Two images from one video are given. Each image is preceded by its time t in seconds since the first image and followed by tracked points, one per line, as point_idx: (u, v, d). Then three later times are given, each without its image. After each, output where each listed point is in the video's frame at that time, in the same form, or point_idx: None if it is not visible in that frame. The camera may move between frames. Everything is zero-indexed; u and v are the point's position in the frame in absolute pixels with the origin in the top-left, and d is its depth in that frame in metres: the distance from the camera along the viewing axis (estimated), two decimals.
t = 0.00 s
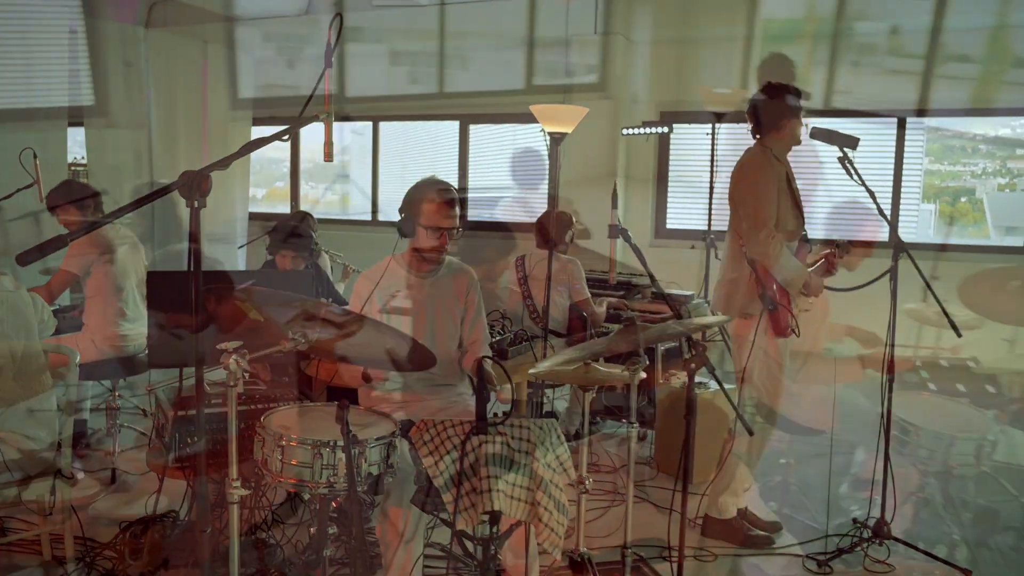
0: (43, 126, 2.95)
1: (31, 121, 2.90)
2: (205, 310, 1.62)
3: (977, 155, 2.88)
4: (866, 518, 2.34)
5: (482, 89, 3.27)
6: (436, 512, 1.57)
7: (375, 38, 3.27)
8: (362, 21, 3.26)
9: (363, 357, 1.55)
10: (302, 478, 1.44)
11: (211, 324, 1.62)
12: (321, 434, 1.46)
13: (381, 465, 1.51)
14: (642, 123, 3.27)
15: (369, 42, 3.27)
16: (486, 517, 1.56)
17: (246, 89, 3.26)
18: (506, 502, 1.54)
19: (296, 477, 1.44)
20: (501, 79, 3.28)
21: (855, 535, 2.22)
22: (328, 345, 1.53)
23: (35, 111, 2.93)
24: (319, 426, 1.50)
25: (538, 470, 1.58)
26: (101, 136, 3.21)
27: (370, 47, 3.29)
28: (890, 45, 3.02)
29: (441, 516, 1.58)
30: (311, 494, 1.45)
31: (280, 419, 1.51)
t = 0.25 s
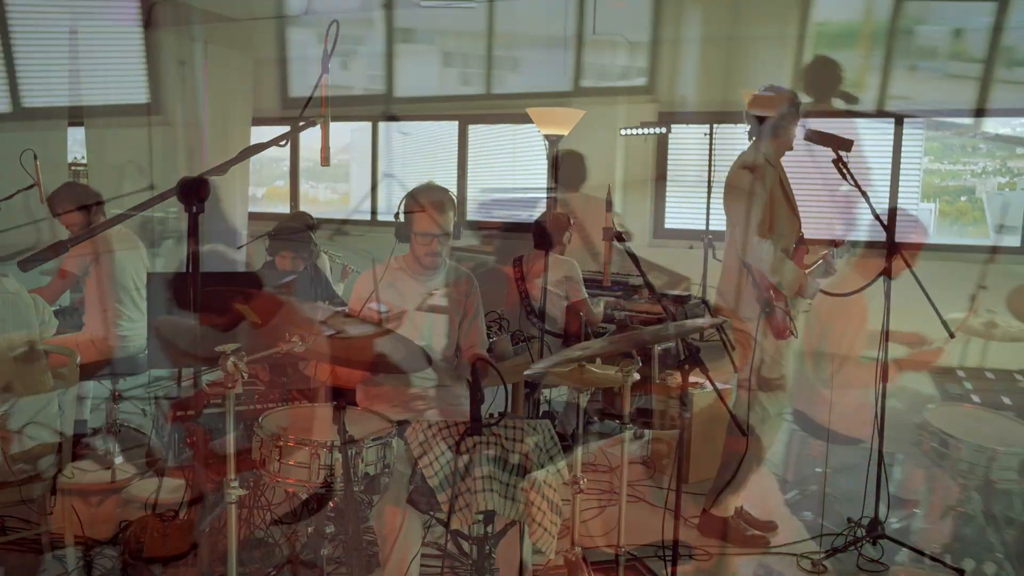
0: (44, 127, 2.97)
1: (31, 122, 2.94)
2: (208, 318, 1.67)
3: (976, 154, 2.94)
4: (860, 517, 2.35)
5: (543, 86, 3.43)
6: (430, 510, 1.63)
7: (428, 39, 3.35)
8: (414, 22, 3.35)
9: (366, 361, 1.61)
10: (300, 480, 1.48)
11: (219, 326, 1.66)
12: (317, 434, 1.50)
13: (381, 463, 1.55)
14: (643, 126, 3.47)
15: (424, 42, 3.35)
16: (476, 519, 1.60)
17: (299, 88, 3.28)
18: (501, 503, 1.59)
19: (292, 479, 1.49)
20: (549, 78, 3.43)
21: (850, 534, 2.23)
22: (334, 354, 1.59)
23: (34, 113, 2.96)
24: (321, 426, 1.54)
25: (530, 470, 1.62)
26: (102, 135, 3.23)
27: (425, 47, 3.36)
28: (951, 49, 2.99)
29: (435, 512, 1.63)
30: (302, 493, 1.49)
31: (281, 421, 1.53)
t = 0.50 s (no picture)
0: (44, 127, 2.90)
1: (29, 124, 2.85)
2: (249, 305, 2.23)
3: (975, 154, 3.15)
4: (854, 518, 2.40)
5: (589, 89, 3.48)
6: (425, 513, 1.78)
7: (480, 40, 3.33)
8: (465, 22, 3.32)
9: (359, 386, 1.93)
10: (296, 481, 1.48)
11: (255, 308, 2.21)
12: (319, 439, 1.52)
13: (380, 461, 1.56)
14: (637, 125, 3.56)
15: (474, 43, 3.34)
16: (471, 519, 1.81)
17: (348, 88, 3.31)
18: (493, 502, 1.77)
19: (292, 479, 1.48)
20: (598, 83, 3.50)
21: (843, 534, 2.29)
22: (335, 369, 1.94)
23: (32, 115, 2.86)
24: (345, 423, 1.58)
25: (524, 474, 1.80)
26: (104, 134, 3.16)
27: (475, 48, 3.36)
28: (1019, 53, 3.14)
29: (429, 516, 1.80)
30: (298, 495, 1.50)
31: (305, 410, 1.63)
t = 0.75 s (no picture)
0: (42, 127, 2.93)
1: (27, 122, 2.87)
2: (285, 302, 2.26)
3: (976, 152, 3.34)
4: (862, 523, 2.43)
5: (619, 95, 4.69)
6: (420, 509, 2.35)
7: (531, 42, 4.45)
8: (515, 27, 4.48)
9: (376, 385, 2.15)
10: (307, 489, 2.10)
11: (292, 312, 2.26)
12: (319, 441, 2.07)
13: (377, 463, 2.17)
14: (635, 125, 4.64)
15: (526, 46, 4.47)
16: (467, 513, 2.39)
17: (399, 90, 4.40)
18: (490, 500, 2.44)
19: (307, 485, 2.10)
20: (645, 86, 4.70)
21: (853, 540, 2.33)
22: (350, 364, 2.13)
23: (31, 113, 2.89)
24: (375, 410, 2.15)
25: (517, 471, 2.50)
26: (103, 134, 3.42)
27: (526, 51, 4.49)
28: None
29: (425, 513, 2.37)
30: (305, 499, 2.10)
31: (330, 409, 2.15)
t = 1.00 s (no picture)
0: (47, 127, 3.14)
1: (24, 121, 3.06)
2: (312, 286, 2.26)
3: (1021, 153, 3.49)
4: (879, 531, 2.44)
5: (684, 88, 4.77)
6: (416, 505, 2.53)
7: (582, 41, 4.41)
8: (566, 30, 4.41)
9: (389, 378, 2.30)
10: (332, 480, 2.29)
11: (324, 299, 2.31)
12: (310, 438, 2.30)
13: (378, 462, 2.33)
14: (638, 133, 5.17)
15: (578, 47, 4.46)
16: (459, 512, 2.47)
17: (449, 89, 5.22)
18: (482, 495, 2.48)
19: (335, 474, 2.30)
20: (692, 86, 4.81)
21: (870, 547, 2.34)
22: (372, 357, 2.27)
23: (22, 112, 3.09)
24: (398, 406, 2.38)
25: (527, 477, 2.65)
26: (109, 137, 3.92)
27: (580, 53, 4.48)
28: None
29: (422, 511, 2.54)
30: (304, 496, 2.25)
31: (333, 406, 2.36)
